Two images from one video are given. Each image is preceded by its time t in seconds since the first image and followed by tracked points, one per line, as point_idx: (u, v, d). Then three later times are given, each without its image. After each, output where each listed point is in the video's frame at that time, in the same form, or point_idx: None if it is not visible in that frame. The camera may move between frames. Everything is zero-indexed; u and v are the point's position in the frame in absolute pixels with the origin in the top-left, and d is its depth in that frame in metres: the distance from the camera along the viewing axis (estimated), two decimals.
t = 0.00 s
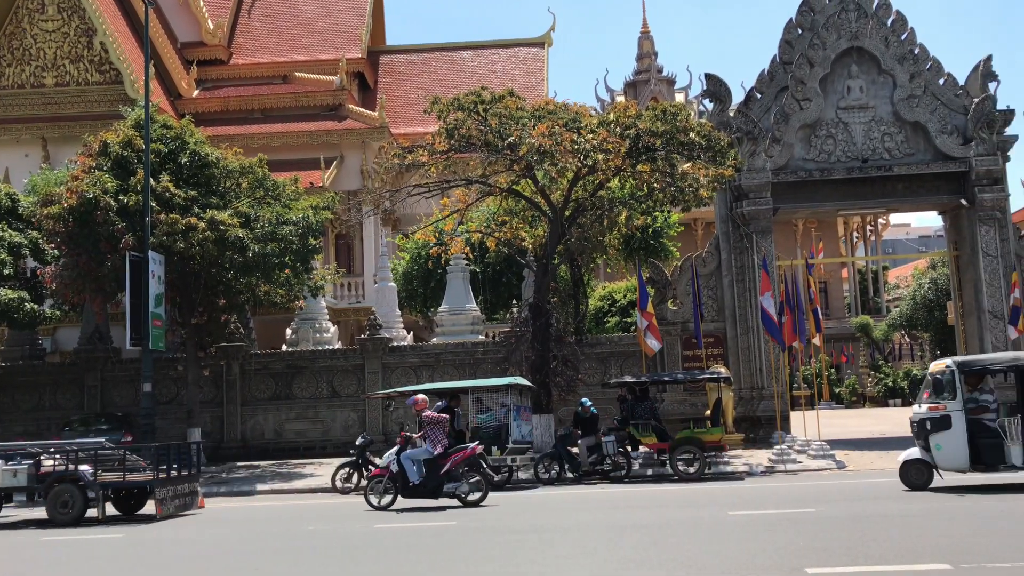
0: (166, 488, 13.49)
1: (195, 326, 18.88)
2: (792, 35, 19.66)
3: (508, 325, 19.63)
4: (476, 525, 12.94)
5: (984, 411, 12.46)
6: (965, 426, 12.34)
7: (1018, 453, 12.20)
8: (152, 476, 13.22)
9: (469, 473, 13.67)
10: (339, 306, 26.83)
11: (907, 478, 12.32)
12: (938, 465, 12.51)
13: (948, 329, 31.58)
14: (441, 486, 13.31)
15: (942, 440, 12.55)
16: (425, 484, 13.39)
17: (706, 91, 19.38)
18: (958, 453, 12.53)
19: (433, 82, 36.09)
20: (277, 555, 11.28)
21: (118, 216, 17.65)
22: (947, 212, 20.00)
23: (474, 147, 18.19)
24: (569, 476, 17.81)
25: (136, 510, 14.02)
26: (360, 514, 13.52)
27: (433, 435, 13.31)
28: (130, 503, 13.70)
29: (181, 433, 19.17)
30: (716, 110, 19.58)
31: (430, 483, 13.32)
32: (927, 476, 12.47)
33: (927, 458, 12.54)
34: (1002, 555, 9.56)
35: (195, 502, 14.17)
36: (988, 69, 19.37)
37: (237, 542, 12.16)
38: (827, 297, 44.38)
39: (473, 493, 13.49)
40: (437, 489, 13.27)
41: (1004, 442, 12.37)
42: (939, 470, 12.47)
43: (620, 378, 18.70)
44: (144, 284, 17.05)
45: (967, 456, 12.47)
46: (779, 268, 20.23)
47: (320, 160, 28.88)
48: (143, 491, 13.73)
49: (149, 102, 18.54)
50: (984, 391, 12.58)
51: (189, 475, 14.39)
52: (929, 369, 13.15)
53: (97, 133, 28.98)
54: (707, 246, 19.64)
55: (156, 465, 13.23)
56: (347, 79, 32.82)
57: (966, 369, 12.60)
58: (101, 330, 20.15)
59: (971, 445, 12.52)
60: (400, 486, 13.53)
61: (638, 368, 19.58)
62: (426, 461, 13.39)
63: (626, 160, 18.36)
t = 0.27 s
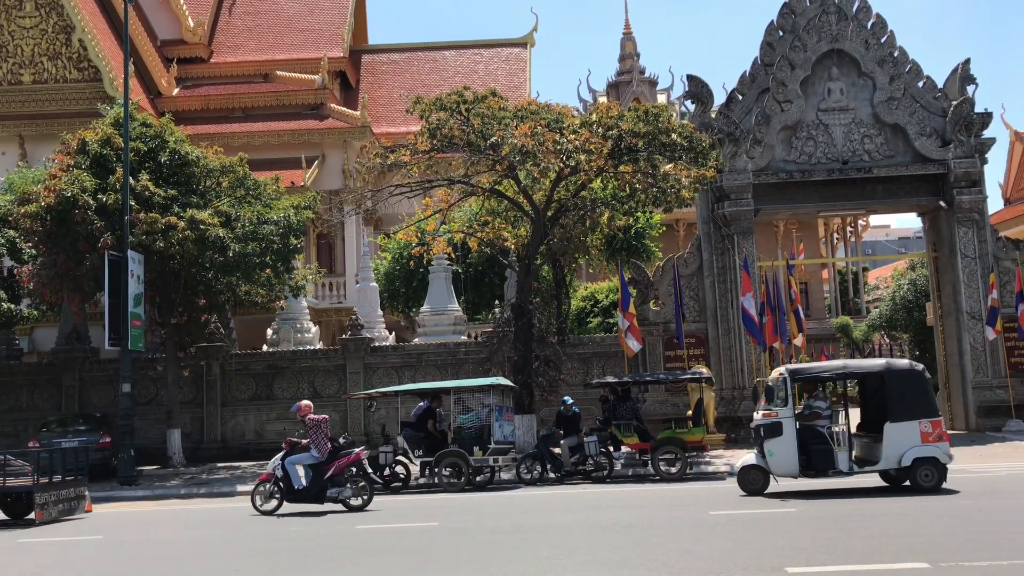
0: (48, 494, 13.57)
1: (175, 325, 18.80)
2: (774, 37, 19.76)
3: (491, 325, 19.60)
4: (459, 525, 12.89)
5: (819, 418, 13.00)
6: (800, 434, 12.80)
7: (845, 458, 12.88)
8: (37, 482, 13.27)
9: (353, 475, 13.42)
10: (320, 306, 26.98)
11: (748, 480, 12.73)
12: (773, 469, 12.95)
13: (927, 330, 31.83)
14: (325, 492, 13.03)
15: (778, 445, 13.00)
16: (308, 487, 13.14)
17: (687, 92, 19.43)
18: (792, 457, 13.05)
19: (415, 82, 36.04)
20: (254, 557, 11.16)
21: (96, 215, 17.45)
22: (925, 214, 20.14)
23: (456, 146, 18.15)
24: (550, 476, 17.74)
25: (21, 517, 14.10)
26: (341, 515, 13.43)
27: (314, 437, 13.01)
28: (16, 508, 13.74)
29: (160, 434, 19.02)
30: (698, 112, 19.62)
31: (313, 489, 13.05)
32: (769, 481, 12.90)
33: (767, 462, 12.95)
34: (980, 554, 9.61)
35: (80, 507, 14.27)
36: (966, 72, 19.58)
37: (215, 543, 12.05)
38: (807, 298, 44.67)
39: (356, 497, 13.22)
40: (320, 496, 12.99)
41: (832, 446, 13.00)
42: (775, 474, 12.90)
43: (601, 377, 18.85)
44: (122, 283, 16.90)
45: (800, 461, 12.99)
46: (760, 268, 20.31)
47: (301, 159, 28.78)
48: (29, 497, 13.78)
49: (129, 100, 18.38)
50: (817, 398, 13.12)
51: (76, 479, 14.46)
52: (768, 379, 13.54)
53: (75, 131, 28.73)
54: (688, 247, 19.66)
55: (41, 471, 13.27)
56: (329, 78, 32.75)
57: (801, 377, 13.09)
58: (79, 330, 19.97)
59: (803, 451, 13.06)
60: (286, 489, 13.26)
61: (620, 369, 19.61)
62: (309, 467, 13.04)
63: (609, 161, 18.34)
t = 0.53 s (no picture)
0: None
1: (163, 326, 18.74)
2: (763, 38, 19.81)
3: (481, 326, 19.59)
4: (449, 526, 12.86)
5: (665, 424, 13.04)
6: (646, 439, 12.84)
7: (691, 464, 12.90)
8: None
9: (252, 480, 13.33)
10: (309, 306, 27.00)
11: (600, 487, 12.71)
12: (622, 474, 12.99)
13: (915, 330, 31.99)
14: (221, 497, 12.90)
15: (625, 451, 13.04)
16: (206, 492, 12.96)
17: (677, 93, 19.45)
18: (640, 463, 13.10)
19: (405, 82, 36.02)
20: (241, 558, 11.12)
21: (84, 215, 17.32)
22: (913, 215, 20.24)
23: (446, 146, 18.12)
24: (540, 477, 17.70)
25: None
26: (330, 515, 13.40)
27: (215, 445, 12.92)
28: None
29: (147, 435, 18.93)
30: (687, 112, 19.65)
31: (209, 494, 12.92)
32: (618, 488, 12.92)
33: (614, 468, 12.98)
34: (967, 554, 9.66)
35: None
36: (954, 74, 19.67)
37: (203, 544, 11.99)
38: (796, 298, 44.85)
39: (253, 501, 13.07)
40: (215, 500, 12.86)
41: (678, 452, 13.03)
42: (623, 480, 12.94)
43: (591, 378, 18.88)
44: (110, 283, 16.81)
45: (646, 467, 13.03)
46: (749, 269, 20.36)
47: (291, 159, 28.73)
48: None
49: (117, 99, 18.29)
50: (665, 406, 13.19)
51: None
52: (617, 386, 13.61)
53: (62, 130, 28.62)
54: (677, 248, 19.68)
55: None
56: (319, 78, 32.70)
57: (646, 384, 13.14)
58: (67, 330, 19.86)
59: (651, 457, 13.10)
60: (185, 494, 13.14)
61: (609, 369, 19.63)
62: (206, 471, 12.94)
63: (599, 161, 18.30)
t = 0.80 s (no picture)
0: None
1: (160, 325, 18.79)
2: (759, 38, 19.83)
3: (478, 326, 19.59)
4: (446, 525, 12.86)
5: (531, 429, 13.31)
6: (508, 444, 13.16)
7: (553, 469, 13.14)
8: None
9: (163, 484, 13.28)
10: (306, 306, 27.03)
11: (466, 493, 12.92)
12: (488, 479, 13.27)
13: (911, 330, 32.05)
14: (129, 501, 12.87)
15: (491, 456, 13.33)
16: (115, 496, 12.96)
17: (674, 93, 19.46)
18: (505, 468, 13.34)
19: (402, 82, 36.02)
20: (238, 558, 11.11)
21: (80, 214, 17.29)
22: (910, 215, 20.27)
23: (443, 146, 18.12)
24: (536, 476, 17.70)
25: None
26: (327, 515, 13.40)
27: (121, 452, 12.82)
28: None
29: (144, 435, 18.91)
30: (683, 113, 19.67)
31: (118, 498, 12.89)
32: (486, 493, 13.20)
33: (480, 473, 13.28)
34: (963, 554, 9.67)
35: None
36: (950, 74, 19.67)
37: (199, 544, 11.99)
38: (793, 298, 44.92)
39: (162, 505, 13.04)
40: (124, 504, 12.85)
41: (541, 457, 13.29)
42: (489, 485, 13.22)
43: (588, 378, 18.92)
44: (107, 283, 16.77)
45: (510, 473, 13.30)
46: (746, 269, 20.38)
47: (288, 158, 28.71)
48: None
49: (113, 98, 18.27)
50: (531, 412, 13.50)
51: None
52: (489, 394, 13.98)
53: (58, 130, 28.57)
54: (674, 248, 19.70)
55: None
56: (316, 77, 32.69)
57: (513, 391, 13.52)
58: (63, 330, 19.84)
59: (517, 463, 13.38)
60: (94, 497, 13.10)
61: (606, 369, 19.64)
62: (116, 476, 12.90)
63: (596, 162, 18.30)
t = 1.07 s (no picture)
0: None
1: (157, 326, 18.65)
2: (758, 38, 19.84)
3: (476, 326, 19.59)
4: (444, 524, 12.86)
5: (403, 435, 13.34)
6: (378, 451, 13.15)
7: (420, 474, 13.18)
8: None
9: (76, 485, 13.16)
10: (304, 306, 27.03)
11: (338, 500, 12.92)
12: (359, 485, 13.23)
13: (910, 330, 32.09)
14: (43, 504, 12.78)
15: (360, 462, 13.28)
16: (28, 500, 12.83)
17: (672, 93, 19.47)
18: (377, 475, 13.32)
19: (401, 82, 36.02)
20: (235, 558, 11.10)
21: (78, 215, 17.32)
22: (907, 215, 20.29)
23: (441, 147, 18.11)
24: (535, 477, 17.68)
25: None
26: (325, 514, 13.40)
27: (31, 453, 12.73)
28: None
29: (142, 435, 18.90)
30: (682, 113, 19.68)
31: (31, 503, 12.77)
32: (358, 499, 13.18)
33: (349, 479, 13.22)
34: (961, 554, 9.67)
35: None
36: (948, 75, 19.67)
37: (197, 544, 11.98)
38: (791, 298, 44.99)
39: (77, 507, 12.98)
40: (38, 508, 12.76)
41: (409, 462, 13.32)
42: (359, 491, 13.18)
43: (586, 378, 18.92)
44: (105, 283, 16.75)
45: (379, 479, 13.26)
46: (744, 269, 20.39)
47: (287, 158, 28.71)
48: None
49: (111, 98, 18.26)
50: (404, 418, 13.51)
51: None
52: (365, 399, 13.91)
53: (57, 129, 28.53)
54: (672, 248, 19.71)
55: None
56: (315, 77, 32.69)
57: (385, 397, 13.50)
58: (61, 330, 19.84)
59: (386, 468, 13.38)
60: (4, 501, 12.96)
61: (604, 369, 19.64)
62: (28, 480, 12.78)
63: (594, 162, 18.29)
